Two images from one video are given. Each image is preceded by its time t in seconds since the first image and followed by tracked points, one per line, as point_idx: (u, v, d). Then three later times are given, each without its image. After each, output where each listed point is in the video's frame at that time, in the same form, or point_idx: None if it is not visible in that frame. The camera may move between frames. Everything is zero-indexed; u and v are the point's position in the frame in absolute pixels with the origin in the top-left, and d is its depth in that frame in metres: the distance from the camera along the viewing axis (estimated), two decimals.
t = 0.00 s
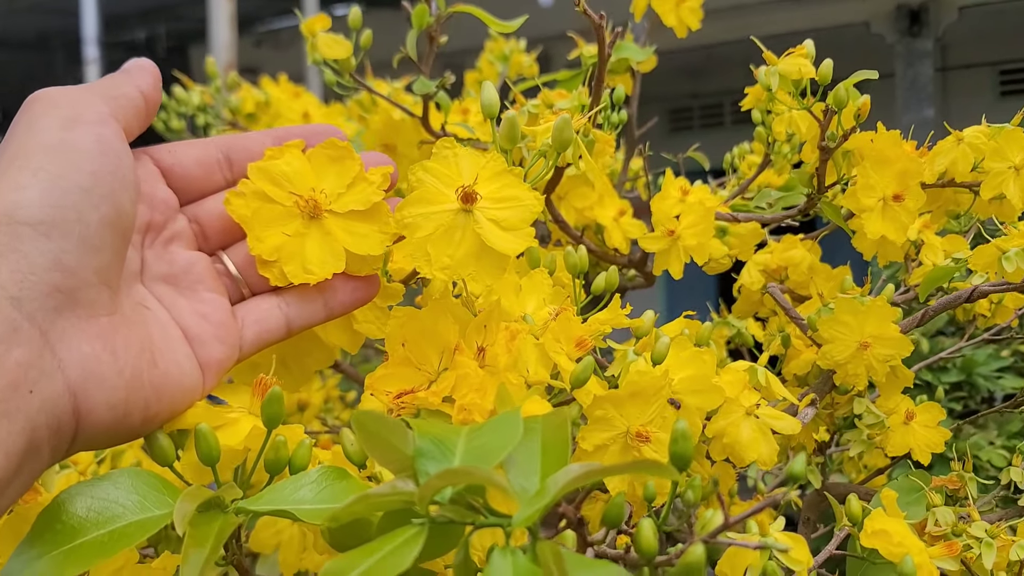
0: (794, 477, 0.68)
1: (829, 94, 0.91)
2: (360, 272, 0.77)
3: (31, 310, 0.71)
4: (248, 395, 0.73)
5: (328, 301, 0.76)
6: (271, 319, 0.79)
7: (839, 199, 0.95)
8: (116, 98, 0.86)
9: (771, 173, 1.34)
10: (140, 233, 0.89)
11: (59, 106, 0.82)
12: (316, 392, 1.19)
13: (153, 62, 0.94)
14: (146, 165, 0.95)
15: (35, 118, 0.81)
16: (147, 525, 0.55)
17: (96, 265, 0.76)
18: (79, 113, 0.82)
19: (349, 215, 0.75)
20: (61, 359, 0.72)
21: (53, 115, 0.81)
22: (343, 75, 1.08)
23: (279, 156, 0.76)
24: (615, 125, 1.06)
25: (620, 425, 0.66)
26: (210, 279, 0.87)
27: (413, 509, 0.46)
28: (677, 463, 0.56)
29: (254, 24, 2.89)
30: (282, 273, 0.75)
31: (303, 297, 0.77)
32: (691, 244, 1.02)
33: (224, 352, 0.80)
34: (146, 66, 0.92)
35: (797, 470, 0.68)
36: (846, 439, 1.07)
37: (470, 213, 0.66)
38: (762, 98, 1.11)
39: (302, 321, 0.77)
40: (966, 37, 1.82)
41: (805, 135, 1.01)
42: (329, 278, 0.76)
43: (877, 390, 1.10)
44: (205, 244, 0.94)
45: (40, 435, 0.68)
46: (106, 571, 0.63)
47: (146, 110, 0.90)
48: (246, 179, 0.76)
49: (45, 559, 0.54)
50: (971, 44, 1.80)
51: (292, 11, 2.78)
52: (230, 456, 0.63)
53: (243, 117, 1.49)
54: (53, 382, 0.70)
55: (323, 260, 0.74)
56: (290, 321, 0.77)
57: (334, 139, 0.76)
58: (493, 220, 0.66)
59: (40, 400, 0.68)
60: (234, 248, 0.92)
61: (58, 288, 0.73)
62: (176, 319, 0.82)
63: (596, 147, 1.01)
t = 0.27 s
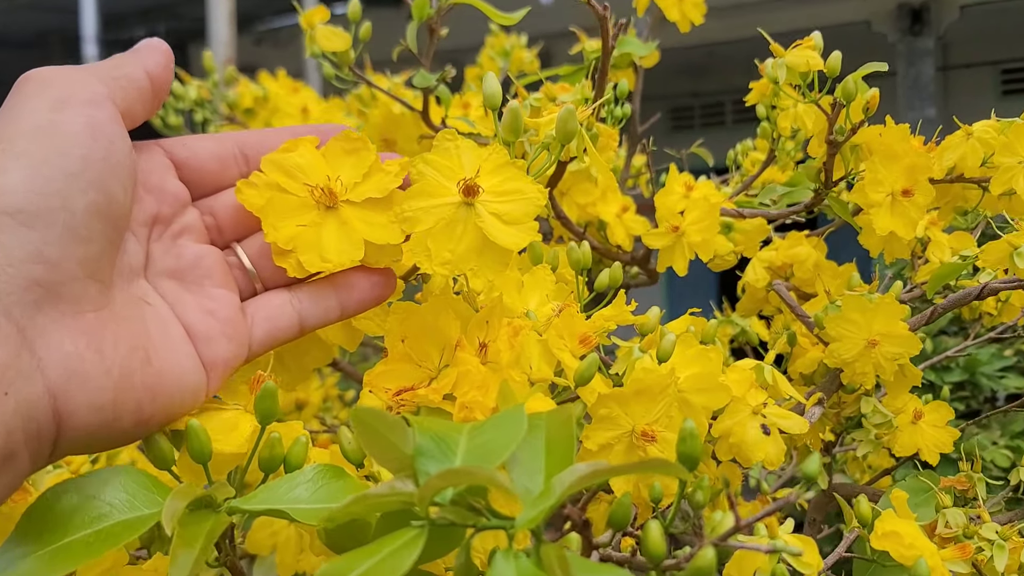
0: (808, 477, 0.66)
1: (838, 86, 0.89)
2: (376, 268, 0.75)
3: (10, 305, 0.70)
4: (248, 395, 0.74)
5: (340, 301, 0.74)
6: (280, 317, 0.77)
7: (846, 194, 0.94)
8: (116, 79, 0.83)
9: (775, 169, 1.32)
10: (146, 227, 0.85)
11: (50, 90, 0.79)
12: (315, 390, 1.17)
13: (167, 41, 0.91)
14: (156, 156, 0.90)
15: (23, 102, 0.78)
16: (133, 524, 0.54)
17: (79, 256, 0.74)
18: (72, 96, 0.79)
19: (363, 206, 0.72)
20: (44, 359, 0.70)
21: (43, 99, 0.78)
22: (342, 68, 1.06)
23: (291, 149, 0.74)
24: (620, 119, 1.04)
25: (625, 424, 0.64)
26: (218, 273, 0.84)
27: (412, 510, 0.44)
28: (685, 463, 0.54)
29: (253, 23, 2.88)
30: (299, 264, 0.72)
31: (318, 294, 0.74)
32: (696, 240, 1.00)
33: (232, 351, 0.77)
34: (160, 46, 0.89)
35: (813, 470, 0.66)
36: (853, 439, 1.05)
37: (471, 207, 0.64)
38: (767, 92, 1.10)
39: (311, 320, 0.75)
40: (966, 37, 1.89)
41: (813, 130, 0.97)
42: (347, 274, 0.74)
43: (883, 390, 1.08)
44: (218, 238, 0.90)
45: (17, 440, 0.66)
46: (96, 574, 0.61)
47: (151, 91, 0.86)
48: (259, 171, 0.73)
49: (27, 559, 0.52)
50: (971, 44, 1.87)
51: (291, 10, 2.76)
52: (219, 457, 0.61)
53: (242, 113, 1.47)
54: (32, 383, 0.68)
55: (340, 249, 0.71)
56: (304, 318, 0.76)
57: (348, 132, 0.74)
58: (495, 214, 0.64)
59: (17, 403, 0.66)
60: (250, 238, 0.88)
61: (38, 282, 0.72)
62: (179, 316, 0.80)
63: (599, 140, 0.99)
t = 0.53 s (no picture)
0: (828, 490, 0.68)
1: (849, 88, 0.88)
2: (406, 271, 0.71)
3: (8, 325, 0.67)
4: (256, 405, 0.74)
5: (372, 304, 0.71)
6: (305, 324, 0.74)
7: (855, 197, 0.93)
8: (127, 74, 0.81)
9: (781, 171, 1.31)
10: (164, 233, 0.84)
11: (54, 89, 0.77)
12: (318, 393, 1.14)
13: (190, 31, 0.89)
14: (177, 158, 0.89)
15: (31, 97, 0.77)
16: (138, 540, 0.53)
17: (83, 270, 0.72)
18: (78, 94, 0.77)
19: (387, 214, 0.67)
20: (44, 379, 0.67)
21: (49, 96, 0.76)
22: (344, 69, 1.04)
23: (317, 146, 0.71)
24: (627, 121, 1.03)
25: (636, 433, 0.63)
26: (240, 279, 0.81)
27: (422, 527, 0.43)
28: (700, 475, 0.53)
29: (252, 23, 2.86)
30: (325, 268, 0.68)
31: (346, 303, 0.72)
32: (703, 243, 0.99)
33: (253, 361, 0.75)
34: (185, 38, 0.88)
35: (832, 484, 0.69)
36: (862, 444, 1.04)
37: (503, 221, 0.63)
38: (774, 93, 1.08)
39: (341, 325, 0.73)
40: (968, 35, 1.89)
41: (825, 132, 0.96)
42: (376, 279, 0.71)
43: (894, 392, 1.07)
44: (241, 241, 0.88)
45: (17, 468, 0.64)
46: None
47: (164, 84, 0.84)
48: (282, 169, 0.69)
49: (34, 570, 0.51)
50: (973, 41, 1.87)
51: (291, 9, 2.75)
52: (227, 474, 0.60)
53: (242, 113, 1.46)
54: (31, 407, 0.65)
55: (368, 251, 0.67)
56: (330, 326, 0.73)
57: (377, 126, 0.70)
58: (526, 229, 0.63)
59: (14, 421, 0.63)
60: (273, 241, 0.86)
61: (37, 298, 0.69)
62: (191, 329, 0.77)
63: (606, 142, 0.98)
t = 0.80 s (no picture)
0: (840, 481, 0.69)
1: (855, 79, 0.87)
2: (392, 252, 0.71)
3: None
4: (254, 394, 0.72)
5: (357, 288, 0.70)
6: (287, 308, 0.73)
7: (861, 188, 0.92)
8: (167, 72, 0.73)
9: (784, 165, 1.30)
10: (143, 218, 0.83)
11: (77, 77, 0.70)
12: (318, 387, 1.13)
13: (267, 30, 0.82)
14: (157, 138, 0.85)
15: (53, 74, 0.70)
16: (138, 529, 0.52)
17: (65, 267, 0.69)
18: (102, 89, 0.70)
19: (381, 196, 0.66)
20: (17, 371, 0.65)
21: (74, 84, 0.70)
22: (347, 60, 1.04)
23: (299, 125, 0.68)
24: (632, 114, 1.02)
25: (641, 424, 0.62)
26: (221, 264, 0.81)
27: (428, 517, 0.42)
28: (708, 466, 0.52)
29: (252, 19, 2.85)
30: (308, 248, 0.66)
31: (329, 284, 0.71)
32: (707, 236, 0.98)
33: (234, 348, 0.74)
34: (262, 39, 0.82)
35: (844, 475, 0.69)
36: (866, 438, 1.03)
37: (492, 204, 0.62)
38: (778, 86, 1.08)
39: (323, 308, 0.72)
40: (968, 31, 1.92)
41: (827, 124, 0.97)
42: (359, 259, 0.71)
43: (900, 384, 1.07)
44: (223, 223, 0.87)
45: None
46: None
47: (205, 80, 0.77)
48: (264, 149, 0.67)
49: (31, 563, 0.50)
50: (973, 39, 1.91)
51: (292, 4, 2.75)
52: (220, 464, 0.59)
53: (244, 107, 1.45)
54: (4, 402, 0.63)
55: (351, 229, 0.64)
56: (313, 309, 0.72)
57: (358, 104, 0.68)
58: (516, 211, 0.62)
59: None
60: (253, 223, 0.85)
61: (13, 293, 0.67)
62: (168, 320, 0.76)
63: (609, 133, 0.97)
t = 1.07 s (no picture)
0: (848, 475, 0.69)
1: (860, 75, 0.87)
2: (390, 249, 0.70)
3: None
4: (260, 389, 0.73)
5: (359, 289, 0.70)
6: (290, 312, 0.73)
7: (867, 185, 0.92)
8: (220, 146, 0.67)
9: (787, 163, 1.30)
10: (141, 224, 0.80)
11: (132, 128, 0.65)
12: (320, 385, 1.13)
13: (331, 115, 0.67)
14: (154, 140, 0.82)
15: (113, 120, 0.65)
16: (150, 529, 0.52)
17: (84, 301, 0.65)
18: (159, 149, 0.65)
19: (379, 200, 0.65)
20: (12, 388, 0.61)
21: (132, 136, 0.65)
22: (350, 56, 1.04)
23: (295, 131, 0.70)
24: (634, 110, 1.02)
25: (647, 420, 0.62)
26: (220, 270, 0.78)
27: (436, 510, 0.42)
28: (716, 460, 0.52)
29: (252, 17, 2.85)
30: (307, 250, 0.65)
31: (330, 286, 0.71)
32: (711, 233, 0.98)
33: (236, 357, 0.72)
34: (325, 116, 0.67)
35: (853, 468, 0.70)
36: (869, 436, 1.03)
37: (498, 205, 0.62)
38: (782, 83, 1.08)
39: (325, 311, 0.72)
40: (969, 31, 1.93)
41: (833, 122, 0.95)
42: (359, 260, 0.70)
43: (901, 385, 1.07)
44: (223, 228, 0.84)
45: None
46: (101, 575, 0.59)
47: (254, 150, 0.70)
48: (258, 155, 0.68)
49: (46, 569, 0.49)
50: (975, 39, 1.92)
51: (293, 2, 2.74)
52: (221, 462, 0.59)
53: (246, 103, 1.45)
54: None
55: (350, 227, 0.63)
56: (315, 311, 0.72)
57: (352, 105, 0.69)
58: (522, 213, 0.62)
59: None
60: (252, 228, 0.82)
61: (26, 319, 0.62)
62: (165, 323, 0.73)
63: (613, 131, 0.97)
